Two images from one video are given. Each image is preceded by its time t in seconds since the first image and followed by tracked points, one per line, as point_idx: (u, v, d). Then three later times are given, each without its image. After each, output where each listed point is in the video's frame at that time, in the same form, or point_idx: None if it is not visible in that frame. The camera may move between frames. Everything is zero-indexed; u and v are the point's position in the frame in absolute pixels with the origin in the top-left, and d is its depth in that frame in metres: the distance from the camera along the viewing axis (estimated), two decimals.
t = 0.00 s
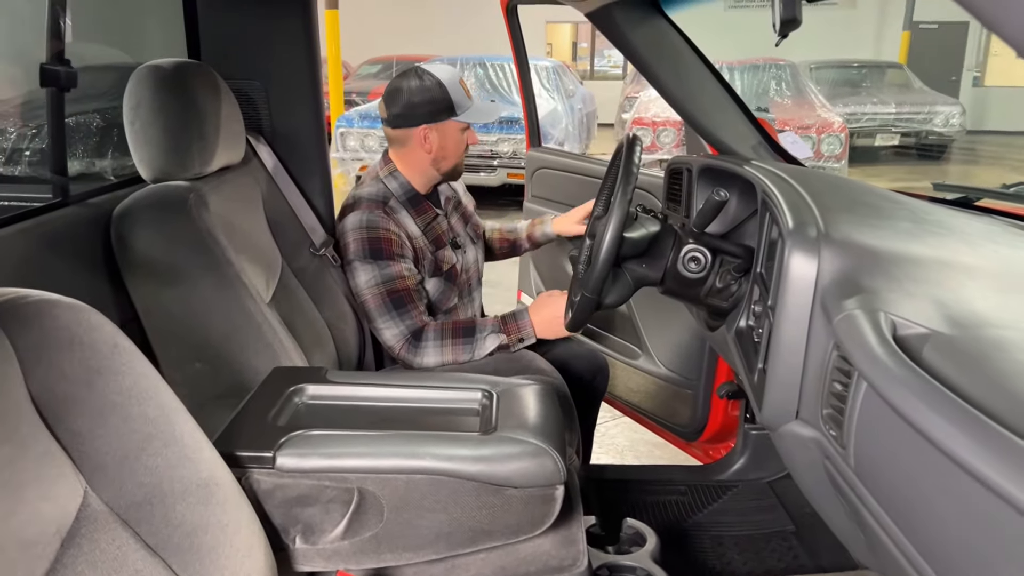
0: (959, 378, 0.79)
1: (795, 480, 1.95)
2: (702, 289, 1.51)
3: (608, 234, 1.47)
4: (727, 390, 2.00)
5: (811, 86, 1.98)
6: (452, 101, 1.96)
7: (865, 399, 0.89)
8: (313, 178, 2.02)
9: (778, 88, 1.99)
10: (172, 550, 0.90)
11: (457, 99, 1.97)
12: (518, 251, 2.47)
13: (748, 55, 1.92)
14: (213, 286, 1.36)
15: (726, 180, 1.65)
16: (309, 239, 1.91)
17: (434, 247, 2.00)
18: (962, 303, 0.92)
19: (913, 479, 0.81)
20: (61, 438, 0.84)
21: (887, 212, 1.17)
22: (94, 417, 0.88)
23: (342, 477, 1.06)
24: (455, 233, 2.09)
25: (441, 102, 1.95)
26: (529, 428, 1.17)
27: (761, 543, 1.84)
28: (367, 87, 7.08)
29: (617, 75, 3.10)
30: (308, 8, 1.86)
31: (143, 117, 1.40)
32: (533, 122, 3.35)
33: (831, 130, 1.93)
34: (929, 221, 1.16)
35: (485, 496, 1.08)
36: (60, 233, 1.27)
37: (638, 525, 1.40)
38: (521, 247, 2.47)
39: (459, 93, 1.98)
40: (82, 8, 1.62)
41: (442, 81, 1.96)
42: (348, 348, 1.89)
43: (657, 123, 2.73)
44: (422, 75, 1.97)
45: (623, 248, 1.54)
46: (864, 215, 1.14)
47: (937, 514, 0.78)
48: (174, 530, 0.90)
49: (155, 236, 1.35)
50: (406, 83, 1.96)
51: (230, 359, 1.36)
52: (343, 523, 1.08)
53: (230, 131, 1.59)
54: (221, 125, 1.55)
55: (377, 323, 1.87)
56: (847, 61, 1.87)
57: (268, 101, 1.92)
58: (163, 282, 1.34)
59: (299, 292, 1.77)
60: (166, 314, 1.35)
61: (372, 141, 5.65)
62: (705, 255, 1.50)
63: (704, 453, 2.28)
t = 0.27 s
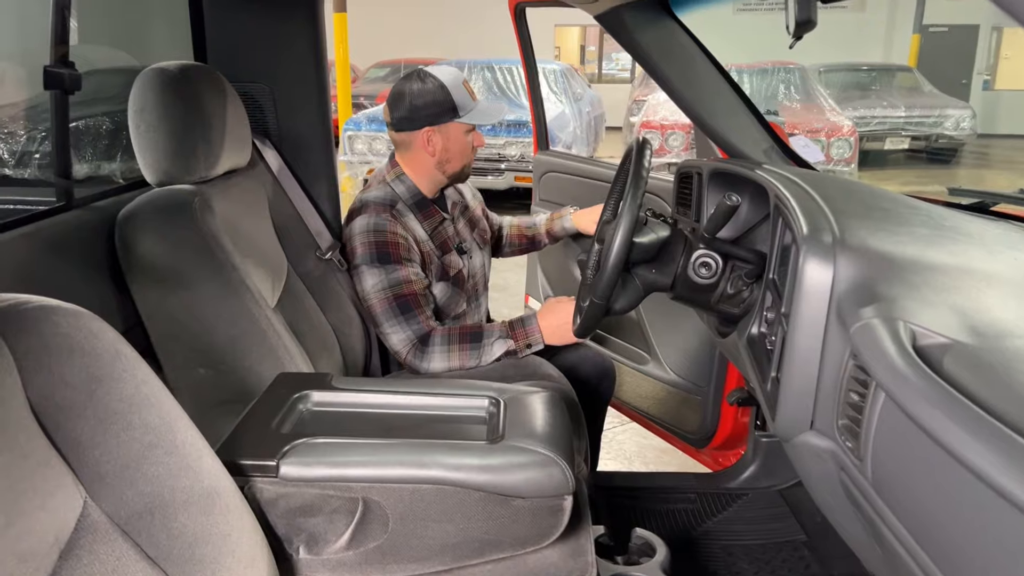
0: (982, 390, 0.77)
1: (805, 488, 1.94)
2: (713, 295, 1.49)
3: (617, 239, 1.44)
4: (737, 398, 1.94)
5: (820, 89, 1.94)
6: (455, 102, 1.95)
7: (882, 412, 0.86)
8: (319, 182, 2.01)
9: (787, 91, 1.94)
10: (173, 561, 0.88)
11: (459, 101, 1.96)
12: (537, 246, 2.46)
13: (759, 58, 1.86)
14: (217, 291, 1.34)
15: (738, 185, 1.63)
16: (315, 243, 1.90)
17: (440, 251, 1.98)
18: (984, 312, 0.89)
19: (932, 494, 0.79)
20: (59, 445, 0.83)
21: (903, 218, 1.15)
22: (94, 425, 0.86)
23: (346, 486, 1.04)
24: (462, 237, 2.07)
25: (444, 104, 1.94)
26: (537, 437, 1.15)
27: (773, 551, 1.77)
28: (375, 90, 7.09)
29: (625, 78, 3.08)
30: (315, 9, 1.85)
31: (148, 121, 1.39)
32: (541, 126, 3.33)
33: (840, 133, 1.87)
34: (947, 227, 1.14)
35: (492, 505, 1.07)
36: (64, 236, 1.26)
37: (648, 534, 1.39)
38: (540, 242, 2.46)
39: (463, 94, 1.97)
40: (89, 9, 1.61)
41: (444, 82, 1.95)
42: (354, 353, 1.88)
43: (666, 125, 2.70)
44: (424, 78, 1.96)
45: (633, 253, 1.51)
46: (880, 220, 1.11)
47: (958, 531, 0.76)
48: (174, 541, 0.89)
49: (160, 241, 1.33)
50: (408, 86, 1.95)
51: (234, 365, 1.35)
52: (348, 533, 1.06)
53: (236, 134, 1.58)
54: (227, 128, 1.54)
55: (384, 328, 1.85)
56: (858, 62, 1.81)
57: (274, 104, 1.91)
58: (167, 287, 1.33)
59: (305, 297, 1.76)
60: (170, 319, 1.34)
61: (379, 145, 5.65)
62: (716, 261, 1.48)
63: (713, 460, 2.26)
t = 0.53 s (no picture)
0: (1000, 404, 0.75)
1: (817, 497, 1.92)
2: (724, 302, 1.48)
3: (627, 246, 1.43)
4: (749, 406, 1.88)
5: (831, 93, 1.95)
6: (464, 104, 1.95)
7: (897, 424, 0.85)
8: (328, 187, 2.00)
9: (798, 96, 1.94)
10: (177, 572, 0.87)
11: (468, 102, 1.95)
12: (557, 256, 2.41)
13: (772, 61, 1.87)
14: (224, 297, 1.33)
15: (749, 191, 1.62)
16: (324, 248, 1.89)
17: (449, 256, 1.98)
18: (1002, 323, 0.87)
19: (947, 510, 0.77)
20: (64, 454, 0.82)
21: (918, 226, 1.13)
22: (99, 434, 0.85)
23: (352, 496, 1.03)
24: (471, 242, 2.06)
25: (452, 106, 1.93)
26: (545, 447, 1.14)
27: (785, 561, 1.75)
28: (386, 95, 7.10)
29: (635, 83, 3.07)
30: (323, 14, 1.85)
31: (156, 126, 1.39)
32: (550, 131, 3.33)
33: (852, 138, 1.87)
34: (963, 235, 1.12)
35: (500, 516, 1.05)
36: (71, 243, 1.26)
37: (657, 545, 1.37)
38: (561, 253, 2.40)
39: (471, 96, 1.97)
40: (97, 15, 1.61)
41: (452, 84, 1.95)
42: (362, 359, 1.87)
43: (675, 129, 2.68)
44: (433, 80, 1.95)
45: (643, 260, 1.50)
46: (895, 229, 1.09)
47: (973, 548, 0.74)
48: (178, 552, 0.88)
49: (168, 247, 1.33)
50: (417, 89, 1.94)
51: (242, 372, 1.34)
52: (354, 543, 1.05)
53: (244, 140, 1.58)
54: (235, 133, 1.53)
55: (392, 333, 1.84)
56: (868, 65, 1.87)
57: (283, 109, 1.91)
58: (175, 293, 1.32)
59: (313, 302, 1.75)
60: (177, 325, 1.33)
61: (389, 149, 5.65)
62: (727, 268, 1.46)
63: (724, 468, 2.24)
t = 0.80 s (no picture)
0: None
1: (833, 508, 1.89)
2: (741, 312, 1.46)
3: (643, 254, 1.41)
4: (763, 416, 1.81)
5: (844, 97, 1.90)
6: (486, 113, 1.94)
7: (922, 441, 0.83)
8: (341, 194, 2.00)
9: (812, 101, 1.88)
10: None
11: (491, 113, 1.94)
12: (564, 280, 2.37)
13: (784, 68, 1.82)
14: (238, 305, 1.33)
15: (767, 198, 1.60)
16: (337, 255, 1.89)
17: (463, 262, 1.97)
18: None
19: (973, 530, 0.75)
20: (77, 464, 0.81)
21: (941, 237, 1.11)
22: (112, 444, 0.84)
23: (365, 508, 1.03)
24: (484, 248, 2.05)
25: (476, 114, 1.92)
26: (560, 459, 1.13)
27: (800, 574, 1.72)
28: (398, 99, 7.12)
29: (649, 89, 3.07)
30: (338, 21, 1.85)
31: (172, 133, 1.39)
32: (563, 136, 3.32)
33: (867, 143, 1.81)
34: (987, 246, 1.10)
35: (513, 529, 1.04)
36: (85, 249, 1.26)
37: (672, 558, 1.35)
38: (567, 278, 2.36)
39: (493, 106, 1.96)
40: (113, 22, 1.61)
41: (475, 93, 1.94)
42: (375, 365, 1.87)
43: (689, 135, 2.66)
44: (456, 88, 1.94)
45: (659, 268, 1.48)
46: (917, 240, 1.08)
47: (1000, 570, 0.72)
48: (190, 564, 0.87)
49: (182, 254, 1.33)
50: (441, 96, 1.92)
51: (255, 380, 1.34)
52: (366, 555, 1.04)
53: (259, 147, 1.58)
54: (249, 140, 1.53)
55: (406, 340, 1.84)
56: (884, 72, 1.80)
57: (297, 116, 1.91)
58: (189, 301, 1.32)
59: (327, 309, 1.75)
60: (191, 332, 1.33)
61: (401, 154, 5.66)
62: (745, 277, 1.45)
63: (739, 478, 2.22)
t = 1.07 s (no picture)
0: None
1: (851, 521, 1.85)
2: (759, 322, 1.44)
3: (659, 264, 1.39)
4: (781, 426, 1.78)
5: (860, 104, 1.86)
6: (505, 125, 1.94)
7: (950, 459, 0.81)
8: (355, 201, 1.99)
9: (827, 107, 1.84)
10: None
11: (510, 125, 1.94)
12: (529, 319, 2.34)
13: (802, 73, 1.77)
14: (251, 313, 1.32)
15: (785, 207, 1.58)
16: (351, 263, 1.88)
17: (476, 270, 1.96)
18: None
19: (1004, 552, 0.73)
20: (89, 476, 0.80)
21: (966, 249, 1.09)
22: (125, 456, 0.83)
23: (379, 521, 1.01)
24: (497, 256, 2.04)
25: (496, 126, 1.92)
26: (576, 473, 1.11)
27: None
28: (412, 106, 7.13)
29: (664, 96, 3.05)
30: (353, 28, 1.85)
31: (187, 141, 1.38)
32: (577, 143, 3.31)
33: (883, 150, 1.80)
34: (1014, 259, 1.08)
35: (529, 543, 1.03)
36: (99, 258, 1.25)
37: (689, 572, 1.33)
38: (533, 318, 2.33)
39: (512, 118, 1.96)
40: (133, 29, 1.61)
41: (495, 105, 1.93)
42: (388, 374, 1.86)
43: (703, 141, 2.65)
44: (477, 97, 1.94)
45: (676, 278, 1.46)
46: (942, 252, 1.06)
47: None
48: None
49: (196, 262, 1.32)
50: (460, 105, 1.92)
51: (268, 389, 1.33)
52: (380, 568, 1.03)
53: (274, 155, 1.57)
54: (264, 148, 1.53)
55: (419, 349, 1.82)
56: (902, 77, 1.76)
57: (312, 123, 1.90)
58: (203, 309, 1.32)
59: (340, 317, 1.74)
60: (204, 341, 1.33)
61: (416, 160, 5.66)
62: (763, 288, 1.42)
63: (755, 489, 2.19)
